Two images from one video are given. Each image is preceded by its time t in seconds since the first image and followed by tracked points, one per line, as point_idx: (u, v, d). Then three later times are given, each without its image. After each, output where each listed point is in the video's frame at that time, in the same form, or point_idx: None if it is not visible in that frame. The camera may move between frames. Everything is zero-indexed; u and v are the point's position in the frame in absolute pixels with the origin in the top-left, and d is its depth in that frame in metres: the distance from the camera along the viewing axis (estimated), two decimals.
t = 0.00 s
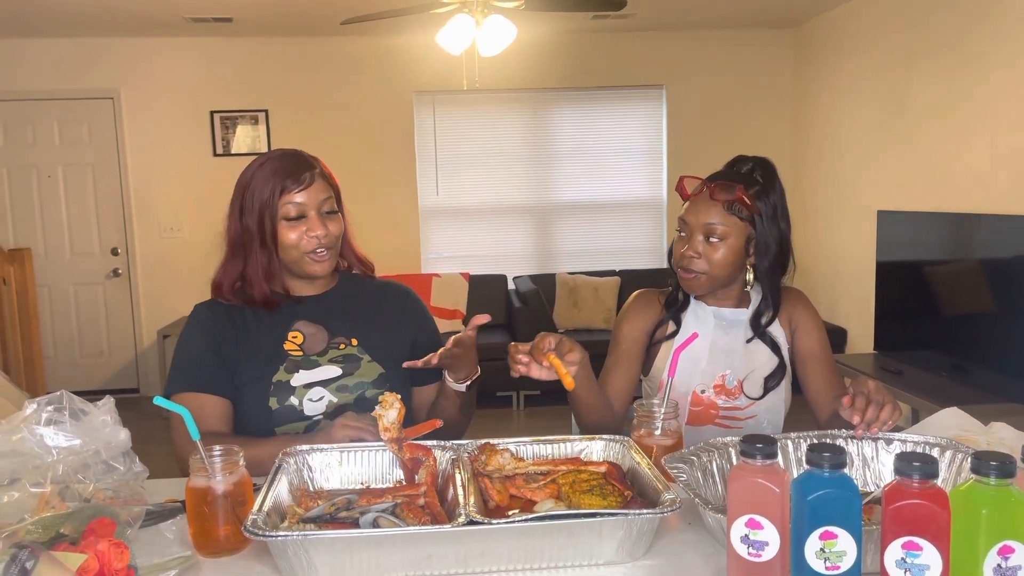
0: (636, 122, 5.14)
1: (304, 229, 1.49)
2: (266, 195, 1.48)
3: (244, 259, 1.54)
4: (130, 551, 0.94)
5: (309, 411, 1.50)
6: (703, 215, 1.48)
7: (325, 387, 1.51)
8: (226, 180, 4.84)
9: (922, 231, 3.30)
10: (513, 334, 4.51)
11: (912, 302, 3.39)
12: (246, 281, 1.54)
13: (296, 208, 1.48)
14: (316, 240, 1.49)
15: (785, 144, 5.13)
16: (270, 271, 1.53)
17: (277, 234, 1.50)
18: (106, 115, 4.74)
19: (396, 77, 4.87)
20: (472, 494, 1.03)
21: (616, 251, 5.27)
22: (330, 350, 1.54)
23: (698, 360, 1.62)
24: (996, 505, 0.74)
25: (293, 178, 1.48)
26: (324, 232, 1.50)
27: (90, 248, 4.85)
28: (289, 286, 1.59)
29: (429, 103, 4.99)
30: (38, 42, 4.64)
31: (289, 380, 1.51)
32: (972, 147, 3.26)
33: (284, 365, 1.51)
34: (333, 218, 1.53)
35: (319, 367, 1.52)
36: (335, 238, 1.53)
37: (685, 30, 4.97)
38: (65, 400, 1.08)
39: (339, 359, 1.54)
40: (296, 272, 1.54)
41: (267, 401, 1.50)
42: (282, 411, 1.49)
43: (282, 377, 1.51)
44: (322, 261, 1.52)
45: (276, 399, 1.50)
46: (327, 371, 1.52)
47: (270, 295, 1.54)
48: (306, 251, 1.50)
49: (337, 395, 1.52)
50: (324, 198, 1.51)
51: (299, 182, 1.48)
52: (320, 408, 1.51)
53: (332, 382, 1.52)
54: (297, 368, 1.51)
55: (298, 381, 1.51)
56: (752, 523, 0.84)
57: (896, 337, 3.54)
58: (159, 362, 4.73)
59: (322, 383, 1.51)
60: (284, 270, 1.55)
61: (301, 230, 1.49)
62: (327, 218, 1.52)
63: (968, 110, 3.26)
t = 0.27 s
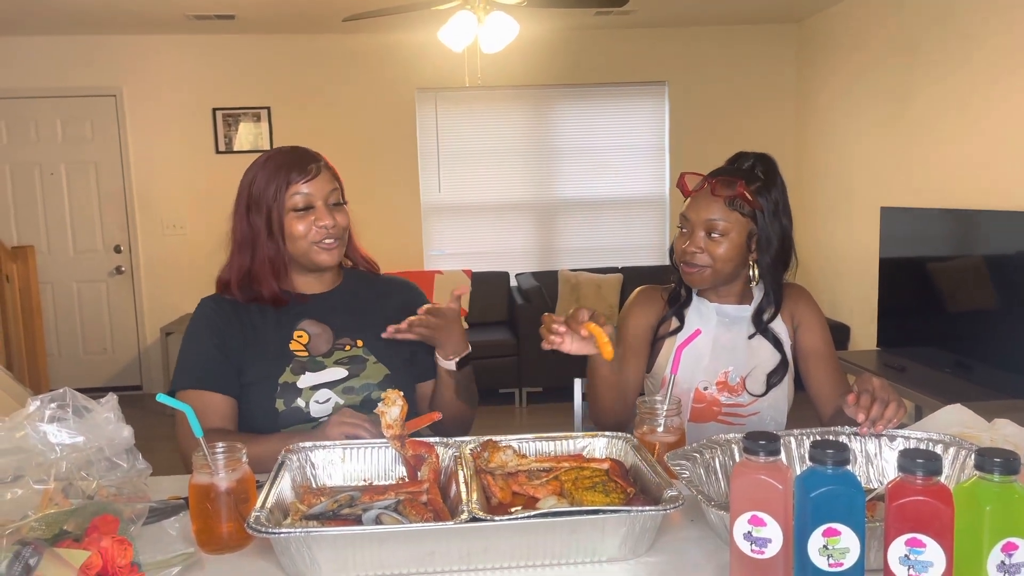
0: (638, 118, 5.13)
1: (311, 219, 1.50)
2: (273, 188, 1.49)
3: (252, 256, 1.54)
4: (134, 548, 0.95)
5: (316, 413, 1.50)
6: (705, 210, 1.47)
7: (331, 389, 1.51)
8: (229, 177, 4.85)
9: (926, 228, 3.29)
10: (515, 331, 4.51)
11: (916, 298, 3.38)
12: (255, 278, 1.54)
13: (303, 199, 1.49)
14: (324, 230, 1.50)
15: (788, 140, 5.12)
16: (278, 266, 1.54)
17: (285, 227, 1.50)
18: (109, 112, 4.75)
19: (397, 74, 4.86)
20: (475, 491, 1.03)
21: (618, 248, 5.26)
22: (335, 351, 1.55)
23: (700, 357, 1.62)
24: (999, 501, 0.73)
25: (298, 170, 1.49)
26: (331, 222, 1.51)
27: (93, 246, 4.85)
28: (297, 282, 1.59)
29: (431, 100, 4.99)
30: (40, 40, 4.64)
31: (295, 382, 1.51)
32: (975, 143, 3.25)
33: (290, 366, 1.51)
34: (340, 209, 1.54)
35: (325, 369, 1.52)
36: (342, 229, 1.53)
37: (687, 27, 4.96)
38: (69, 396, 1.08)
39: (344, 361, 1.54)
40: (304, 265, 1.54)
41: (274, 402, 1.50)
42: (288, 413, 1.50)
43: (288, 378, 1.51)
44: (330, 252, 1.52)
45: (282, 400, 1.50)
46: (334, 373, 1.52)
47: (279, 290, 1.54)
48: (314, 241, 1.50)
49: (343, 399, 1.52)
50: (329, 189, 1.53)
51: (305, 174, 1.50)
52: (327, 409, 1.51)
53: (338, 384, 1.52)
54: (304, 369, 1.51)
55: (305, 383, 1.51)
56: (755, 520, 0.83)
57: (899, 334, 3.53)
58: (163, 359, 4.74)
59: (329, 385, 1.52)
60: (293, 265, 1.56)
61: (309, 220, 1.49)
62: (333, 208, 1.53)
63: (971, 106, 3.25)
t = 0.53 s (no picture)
0: (638, 116, 5.12)
1: (316, 208, 1.49)
2: (277, 178, 1.49)
3: (257, 248, 1.53)
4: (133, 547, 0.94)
5: (322, 409, 1.50)
6: (705, 208, 1.47)
7: (337, 384, 1.51)
8: (228, 175, 4.84)
9: (926, 225, 3.29)
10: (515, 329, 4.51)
11: (916, 296, 3.38)
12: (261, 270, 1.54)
13: (307, 187, 1.49)
14: (329, 218, 1.50)
15: (788, 138, 5.11)
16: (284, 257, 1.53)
17: (290, 217, 1.50)
18: (109, 110, 4.74)
19: (398, 72, 4.85)
20: (474, 489, 1.03)
21: (619, 246, 5.26)
22: (340, 347, 1.54)
23: (701, 354, 1.61)
24: (1001, 499, 0.73)
25: (301, 159, 1.50)
26: (337, 210, 1.50)
27: (94, 244, 4.85)
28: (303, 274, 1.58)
29: (431, 98, 4.98)
30: (40, 37, 4.64)
31: (301, 377, 1.51)
32: (976, 141, 3.24)
33: (296, 360, 1.51)
34: (344, 198, 1.54)
35: (330, 366, 1.52)
36: (347, 218, 1.53)
37: (687, 24, 4.95)
38: (68, 394, 1.07)
39: (350, 356, 1.54)
40: (310, 256, 1.53)
41: (279, 399, 1.50)
42: (294, 409, 1.50)
43: (293, 374, 1.51)
44: (335, 240, 1.52)
45: (288, 396, 1.50)
46: (340, 369, 1.52)
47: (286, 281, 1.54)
48: (320, 229, 1.49)
49: (349, 395, 1.52)
50: (333, 178, 1.53)
51: (308, 163, 1.50)
52: (333, 406, 1.51)
53: (343, 380, 1.52)
54: (310, 365, 1.51)
55: (312, 378, 1.51)
56: (755, 518, 0.83)
57: (900, 332, 3.52)
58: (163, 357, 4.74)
59: (335, 381, 1.51)
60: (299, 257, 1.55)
61: (314, 208, 1.49)
62: (337, 197, 1.53)
63: (972, 104, 3.25)
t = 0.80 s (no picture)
0: (638, 116, 5.13)
1: (328, 212, 1.49)
2: (291, 179, 1.47)
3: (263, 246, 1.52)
4: (135, 546, 0.95)
5: (322, 400, 1.51)
6: (706, 209, 1.47)
7: (336, 374, 1.52)
8: (229, 175, 4.85)
9: (926, 225, 3.29)
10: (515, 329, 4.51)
11: (916, 295, 3.38)
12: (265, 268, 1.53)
13: (321, 191, 1.48)
14: (341, 223, 1.50)
15: (788, 137, 5.12)
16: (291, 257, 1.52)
17: (301, 220, 1.49)
18: (109, 110, 4.74)
19: (398, 72, 4.86)
20: (475, 488, 1.03)
21: (619, 245, 5.26)
22: (339, 339, 1.55)
23: (702, 354, 1.61)
24: (1000, 497, 0.73)
25: (317, 162, 1.48)
26: (347, 215, 1.51)
27: (94, 244, 4.85)
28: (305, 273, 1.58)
29: (431, 97, 4.99)
30: (40, 37, 4.64)
31: (299, 369, 1.51)
32: (976, 140, 3.24)
33: (294, 353, 1.52)
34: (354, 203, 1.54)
35: (328, 357, 1.53)
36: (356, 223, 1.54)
37: (687, 24, 4.95)
38: (69, 395, 1.07)
39: (348, 348, 1.54)
40: (315, 257, 1.53)
41: (278, 390, 1.50)
42: (293, 400, 1.50)
43: (291, 366, 1.51)
44: (343, 244, 1.52)
45: (287, 387, 1.50)
46: (338, 361, 1.53)
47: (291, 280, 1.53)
48: (330, 233, 1.50)
49: (348, 383, 1.52)
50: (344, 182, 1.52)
51: (323, 167, 1.48)
52: (332, 396, 1.52)
53: (342, 371, 1.53)
54: (308, 357, 1.52)
55: (309, 370, 1.51)
56: (755, 517, 0.83)
57: (900, 331, 3.53)
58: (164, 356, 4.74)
59: (334, 371, 1.52)
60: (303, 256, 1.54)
61: (326, 212, 1.49)
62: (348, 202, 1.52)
63: (972, 103, 3.25)
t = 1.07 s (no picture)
0: (638, 116, 5.13)
1: (332, 208, 1.50)
2: (293, 179, 1.47)
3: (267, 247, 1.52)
4: (135, 546, 0.95)
5: (316, 411, 1.50)
6: (711, 209, 1.47)
7: (332, 386, 1.51)
8: (229, 175, 4.85)
9: (926, 225, 3.29)
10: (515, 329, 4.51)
11: (916, 295, 3.38)
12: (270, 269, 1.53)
13: (323, 188, 1.49)
14: (343, 219, 1.51)
15: (788, 137, 5.12)
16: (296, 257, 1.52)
17: (304, 220, 1.49)
18: (109, 110, 4.74)
19: (398, 72, 4.86)
20: (475, 488, 1.03)
21: (619, 245, 5.26)
22: (334, 349, 1.54)
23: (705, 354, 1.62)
24: (1000, 497, 0.73)
25: (317, 160, 1.49)
26: (348, 213, 1.52)
27: (94, 244, 4.85)
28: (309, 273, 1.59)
29: (431, 97, 4.99)
30: (40, 37, 4.64)
31: (295, 379, 1.51)
32: (976, 140, 3.24)
33: (290, 362, 1.51)
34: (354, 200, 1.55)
35: (325, 368, 1.52)
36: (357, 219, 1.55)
37: (687, 24, 4.95)
38: (70, 395, 1.08)
39: (344, 359, 1.54)
40: (319, 256, 1.53)
41: (273, 400, 1.50)
42: (288, 410, 1.50)
43: (287, 376, 1.51)
44: (346, 241, 1.53)
45: (282, 397, 1.50)
46: (333, 372, 1.52)
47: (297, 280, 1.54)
48: (333, 232, 1.50)
49: (343, 396, 1.52)
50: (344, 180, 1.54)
51: (323, 166, 1.50)
52: (327, 407, 1.51)
53: (338, 382, 1.52)
54: (304, 367, 1.51)
55: (305, 381, 1.51)
56: (755, 517, 0.83)
57: (900, 331, 3.53)
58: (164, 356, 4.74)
59: (329, 383, 1.51)
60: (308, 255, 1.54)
61: (329, 211, 1.49)
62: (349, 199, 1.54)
63: (972, 103, 3.25)
